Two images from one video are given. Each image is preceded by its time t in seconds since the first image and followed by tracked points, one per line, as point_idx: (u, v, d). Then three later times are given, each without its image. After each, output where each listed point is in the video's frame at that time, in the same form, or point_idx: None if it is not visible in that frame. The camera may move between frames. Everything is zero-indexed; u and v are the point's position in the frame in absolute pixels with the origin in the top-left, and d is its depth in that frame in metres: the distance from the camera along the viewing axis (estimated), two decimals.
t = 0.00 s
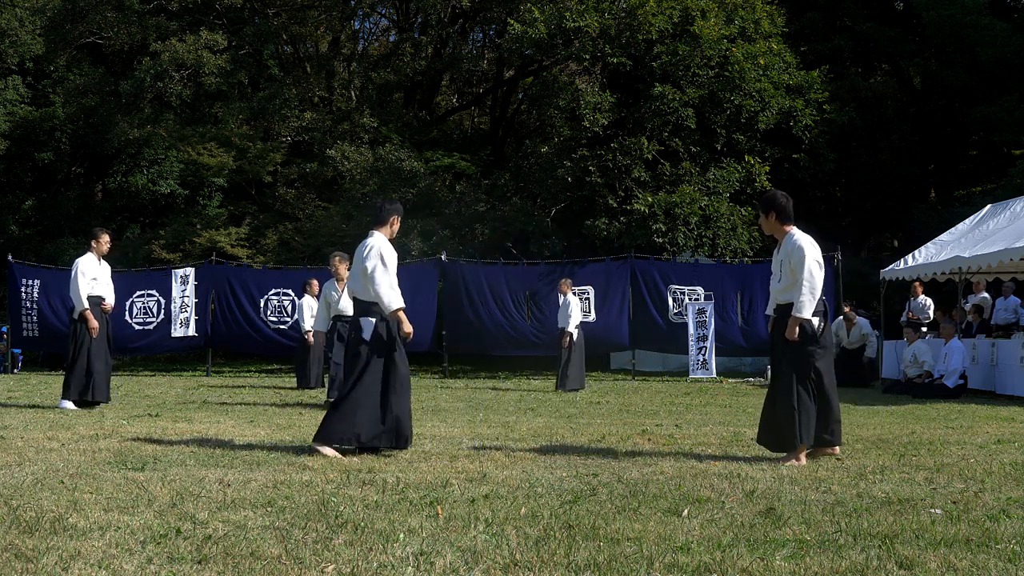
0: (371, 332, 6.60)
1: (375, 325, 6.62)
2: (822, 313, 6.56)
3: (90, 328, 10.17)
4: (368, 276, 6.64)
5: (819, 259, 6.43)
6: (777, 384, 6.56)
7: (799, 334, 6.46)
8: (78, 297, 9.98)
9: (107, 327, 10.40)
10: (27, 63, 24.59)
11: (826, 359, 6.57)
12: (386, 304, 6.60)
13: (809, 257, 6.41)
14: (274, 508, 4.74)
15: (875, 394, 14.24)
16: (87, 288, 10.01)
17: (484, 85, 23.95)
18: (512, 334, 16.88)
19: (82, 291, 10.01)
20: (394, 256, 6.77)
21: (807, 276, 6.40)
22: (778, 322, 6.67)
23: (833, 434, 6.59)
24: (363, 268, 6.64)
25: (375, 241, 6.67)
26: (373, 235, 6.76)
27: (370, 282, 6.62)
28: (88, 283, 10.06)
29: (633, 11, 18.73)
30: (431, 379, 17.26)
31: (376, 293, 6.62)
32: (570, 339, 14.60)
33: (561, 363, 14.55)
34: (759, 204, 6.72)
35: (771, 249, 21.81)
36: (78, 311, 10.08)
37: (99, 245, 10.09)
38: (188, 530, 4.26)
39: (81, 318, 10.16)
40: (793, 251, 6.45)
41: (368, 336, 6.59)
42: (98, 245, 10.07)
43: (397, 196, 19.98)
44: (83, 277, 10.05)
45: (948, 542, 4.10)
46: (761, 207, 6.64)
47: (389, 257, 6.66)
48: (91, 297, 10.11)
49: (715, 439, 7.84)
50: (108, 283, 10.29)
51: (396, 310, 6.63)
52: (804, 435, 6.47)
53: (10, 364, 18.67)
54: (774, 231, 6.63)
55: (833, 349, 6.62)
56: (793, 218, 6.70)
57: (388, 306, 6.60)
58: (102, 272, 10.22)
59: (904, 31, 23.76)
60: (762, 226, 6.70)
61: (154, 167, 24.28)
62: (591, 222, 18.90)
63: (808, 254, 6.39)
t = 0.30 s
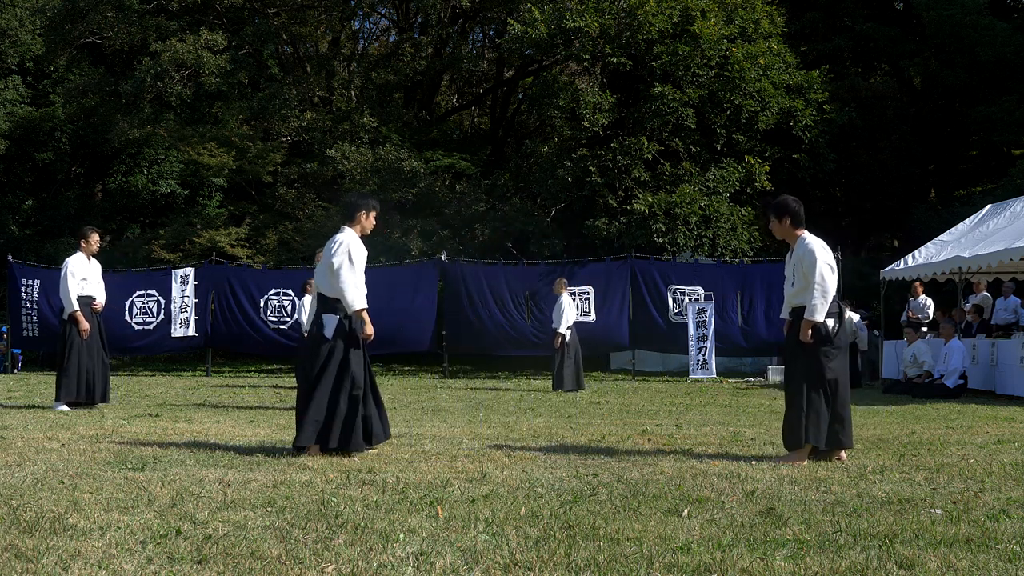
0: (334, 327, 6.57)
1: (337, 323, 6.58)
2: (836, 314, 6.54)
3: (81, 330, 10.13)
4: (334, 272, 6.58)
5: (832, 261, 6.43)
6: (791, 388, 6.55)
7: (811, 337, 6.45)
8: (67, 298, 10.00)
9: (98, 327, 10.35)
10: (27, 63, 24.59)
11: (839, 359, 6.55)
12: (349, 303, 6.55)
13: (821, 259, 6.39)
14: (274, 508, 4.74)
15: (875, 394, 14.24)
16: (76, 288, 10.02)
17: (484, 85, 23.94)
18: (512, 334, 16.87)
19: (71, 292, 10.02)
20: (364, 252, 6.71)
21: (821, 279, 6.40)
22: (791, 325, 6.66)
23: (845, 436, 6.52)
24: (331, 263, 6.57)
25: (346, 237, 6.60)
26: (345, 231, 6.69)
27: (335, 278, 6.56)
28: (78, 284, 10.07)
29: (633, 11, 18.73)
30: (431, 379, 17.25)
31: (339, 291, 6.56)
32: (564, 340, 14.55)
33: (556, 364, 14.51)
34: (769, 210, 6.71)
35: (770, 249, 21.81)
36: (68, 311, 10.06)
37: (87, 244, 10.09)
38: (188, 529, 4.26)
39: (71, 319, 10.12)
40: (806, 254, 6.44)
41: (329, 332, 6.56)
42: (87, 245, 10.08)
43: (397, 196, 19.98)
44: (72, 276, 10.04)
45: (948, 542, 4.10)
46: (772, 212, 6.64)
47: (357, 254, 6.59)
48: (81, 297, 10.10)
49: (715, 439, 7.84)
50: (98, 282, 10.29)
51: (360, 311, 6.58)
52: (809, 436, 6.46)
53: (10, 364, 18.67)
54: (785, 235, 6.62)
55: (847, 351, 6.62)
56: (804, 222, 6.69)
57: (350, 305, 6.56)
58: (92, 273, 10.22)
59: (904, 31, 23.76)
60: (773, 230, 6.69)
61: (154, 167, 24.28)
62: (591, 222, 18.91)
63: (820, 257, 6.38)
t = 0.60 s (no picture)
0: (319, 322, 6.55)
1: (322, 318, 6.55)
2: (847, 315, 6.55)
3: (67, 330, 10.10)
4: (314, 269, 6.55)
5: (849, 260, 6.42)
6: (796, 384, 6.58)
7: (821, 334, 6.47)
8: (57, 297, 9.96)
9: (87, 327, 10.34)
10: (27, 63, 24.59)
11: (846, 358, 6.55)
12: (326, 302, 6.50)
13: (840, 258, 6.38)
14: (274, 508, 4.74)
15: (875, 394, 14.24)
16: (66, 288, 10.01)
17: (484, 85, 23.95)
18: (512, 334, 16.87)
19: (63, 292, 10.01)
20: (347, 251, 6.68)
21: (838, 278, 6.39)
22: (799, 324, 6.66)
23: (853, 437, 6.51)
24: (311, 261, 6.56)
25: (328, 235, 6.58)
26: (328, 228, 6.66)
27: (314, 274, 6.53)
28: (68, 283, 10.06)
29: (633, 11, 18.73)
30: (431, 378, 17.25)
31: (317, 287, 6.52)
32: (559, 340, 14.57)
33: (551, 365, 14.58)
34: (784, 208, 6.69)
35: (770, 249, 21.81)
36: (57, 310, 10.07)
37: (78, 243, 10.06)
38: (188, 529, 4.26)
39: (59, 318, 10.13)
40: (823, 253, 6.42)
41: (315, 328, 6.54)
42: (77, 244, 10.05)
43: (397, 196, 20.00)
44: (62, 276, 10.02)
45: (948, 542, 4.10)
46: (787, 210, 6.62)
47: (337, 252, 6.55)
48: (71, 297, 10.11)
49: (715, 439, 7.84)
50: (86, 281, 10.27)
51: (337, 310, 6.53)
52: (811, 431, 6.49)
53: (10, 364, 18.67)
54: (800, 234, 6.61)
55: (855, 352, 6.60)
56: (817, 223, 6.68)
57: (326, 305, 6.51)
58: (81, 273, 10.22)
59: (904, 31, 23.76)
60: (787, 229, 6.67)
61: (154, 167, 24.26)
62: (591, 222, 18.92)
63: (839, 255, 6.36)
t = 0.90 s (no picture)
0: (307, 321, 6.53)
1: (310, 317, 6.54)
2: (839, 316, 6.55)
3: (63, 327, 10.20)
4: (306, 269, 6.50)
5: (845, 262, 6.43)
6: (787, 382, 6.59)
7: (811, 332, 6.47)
8: (45, 297, 9.99)
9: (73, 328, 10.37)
10: (27, 63, 24.61)
11: (836, 358, 6.53)
12: (317, 302, 6.46)
13: (836, 259, 6.39)
14: (274, 508, 4.74)
15: (875, 394, 14.23)
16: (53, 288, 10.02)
17: (484, 85, 23.95)
18: (512, 334, 16.87)
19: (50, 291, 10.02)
20: (340, 251, 6.60)
21: (834, 279, 6.40)
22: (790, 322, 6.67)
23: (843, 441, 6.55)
24: (303, 261, 6.52)
25: (320, 235, 6.53)
26: (321, 229, 6.62)
27: (305, 274, 6.49)
28: (55, 283, 10.05)
29: (633, 11, 18.73)
30: (431, 379, 17.24)
31: (308, 287, 6.49)
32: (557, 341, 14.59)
33: (548, 365, 14.58)
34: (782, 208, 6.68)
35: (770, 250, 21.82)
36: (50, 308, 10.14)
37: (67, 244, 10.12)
38: (188, 529, 4.26)
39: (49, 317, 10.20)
40: (820, 253, 6.42)
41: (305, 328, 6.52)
42: (64, 244, 10.05)
43: (397, 196, 20.00)
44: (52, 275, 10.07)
45: (948, 542, 4.10)
46: (785, 210, 6.61)
47: (328, 251, 6.49)
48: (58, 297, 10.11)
49: (715, 439, 7.85)
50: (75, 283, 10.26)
51: (328, 310, 6.49)
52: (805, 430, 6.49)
53: (10, 364, 18.68)
54: (797, 234, 6.60)
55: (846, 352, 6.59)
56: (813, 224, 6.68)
57: (317, 305, 6.46)
58: (68, 273, 10.20)
59: (904, 31, 23.76)
60: (784, 228, 6.66)
61: (154, 167, 24.25)
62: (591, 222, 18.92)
63: (836, 257, 6.37)
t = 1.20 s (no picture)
0: (301, 321, 6.54)
1: (304, 317, 6.54)
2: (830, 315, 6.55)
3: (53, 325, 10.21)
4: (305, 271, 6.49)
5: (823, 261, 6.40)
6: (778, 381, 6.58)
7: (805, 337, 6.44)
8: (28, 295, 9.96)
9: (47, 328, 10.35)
10: (27, 63, 24.61)
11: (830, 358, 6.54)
12: (314, 304, 6.42)
13: (813, 259, 6.36)
14: (274, 508, 4.74)
15: (875, 394, 14.23)
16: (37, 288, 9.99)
17: (484, 85, 23.96)
18: (512, 334, 16.86)
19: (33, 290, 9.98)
20: (340, 254, 6.59)
21: (815, 278, 6.34)
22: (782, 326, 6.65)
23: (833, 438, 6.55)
24: (302, 262, 6.51)
25: (322, 237, 6.53)
26: (323, 230, 6.63)
27: (304, 275, 6.48)
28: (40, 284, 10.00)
29: (633, 11, 18.73)
30: (431, 379, 17.23)
31: (307, 288, 6.46)
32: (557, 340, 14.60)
33: (547, 365, 14.58)
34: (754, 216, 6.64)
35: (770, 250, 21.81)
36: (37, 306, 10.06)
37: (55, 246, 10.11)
38: (188, 529, 4.26)
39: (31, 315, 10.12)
40: (798, 256, 6.40)
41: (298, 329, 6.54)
42: (56, 246, 10.07)
43: (397, 196, 20.02)
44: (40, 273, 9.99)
45: (948, 542, 4.10)
46: (757, 219, 6.55)
47: (329, 254, 6.48)
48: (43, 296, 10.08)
49: (715, 439, 7.84)
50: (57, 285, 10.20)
51: (324, 313, 6.46)
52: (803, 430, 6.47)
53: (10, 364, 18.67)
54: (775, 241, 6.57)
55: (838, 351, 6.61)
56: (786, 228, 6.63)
57: (314, 307, 6.42)
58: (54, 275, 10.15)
59: (904, 31, 23.77)
60: (760, 237, 6.63)
61: (154, 167, 24.24)
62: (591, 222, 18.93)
63: (813, 259, 6.33)
